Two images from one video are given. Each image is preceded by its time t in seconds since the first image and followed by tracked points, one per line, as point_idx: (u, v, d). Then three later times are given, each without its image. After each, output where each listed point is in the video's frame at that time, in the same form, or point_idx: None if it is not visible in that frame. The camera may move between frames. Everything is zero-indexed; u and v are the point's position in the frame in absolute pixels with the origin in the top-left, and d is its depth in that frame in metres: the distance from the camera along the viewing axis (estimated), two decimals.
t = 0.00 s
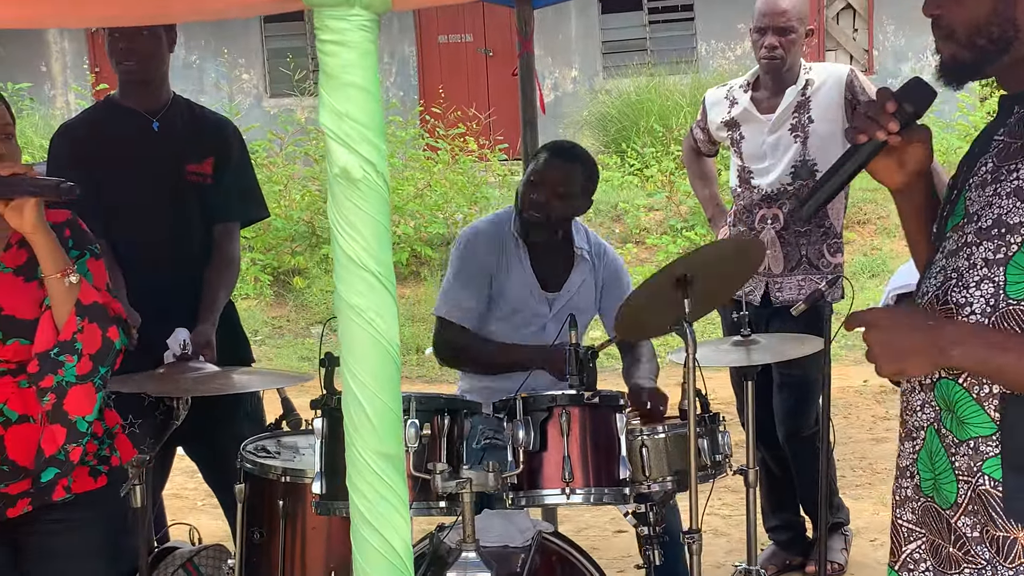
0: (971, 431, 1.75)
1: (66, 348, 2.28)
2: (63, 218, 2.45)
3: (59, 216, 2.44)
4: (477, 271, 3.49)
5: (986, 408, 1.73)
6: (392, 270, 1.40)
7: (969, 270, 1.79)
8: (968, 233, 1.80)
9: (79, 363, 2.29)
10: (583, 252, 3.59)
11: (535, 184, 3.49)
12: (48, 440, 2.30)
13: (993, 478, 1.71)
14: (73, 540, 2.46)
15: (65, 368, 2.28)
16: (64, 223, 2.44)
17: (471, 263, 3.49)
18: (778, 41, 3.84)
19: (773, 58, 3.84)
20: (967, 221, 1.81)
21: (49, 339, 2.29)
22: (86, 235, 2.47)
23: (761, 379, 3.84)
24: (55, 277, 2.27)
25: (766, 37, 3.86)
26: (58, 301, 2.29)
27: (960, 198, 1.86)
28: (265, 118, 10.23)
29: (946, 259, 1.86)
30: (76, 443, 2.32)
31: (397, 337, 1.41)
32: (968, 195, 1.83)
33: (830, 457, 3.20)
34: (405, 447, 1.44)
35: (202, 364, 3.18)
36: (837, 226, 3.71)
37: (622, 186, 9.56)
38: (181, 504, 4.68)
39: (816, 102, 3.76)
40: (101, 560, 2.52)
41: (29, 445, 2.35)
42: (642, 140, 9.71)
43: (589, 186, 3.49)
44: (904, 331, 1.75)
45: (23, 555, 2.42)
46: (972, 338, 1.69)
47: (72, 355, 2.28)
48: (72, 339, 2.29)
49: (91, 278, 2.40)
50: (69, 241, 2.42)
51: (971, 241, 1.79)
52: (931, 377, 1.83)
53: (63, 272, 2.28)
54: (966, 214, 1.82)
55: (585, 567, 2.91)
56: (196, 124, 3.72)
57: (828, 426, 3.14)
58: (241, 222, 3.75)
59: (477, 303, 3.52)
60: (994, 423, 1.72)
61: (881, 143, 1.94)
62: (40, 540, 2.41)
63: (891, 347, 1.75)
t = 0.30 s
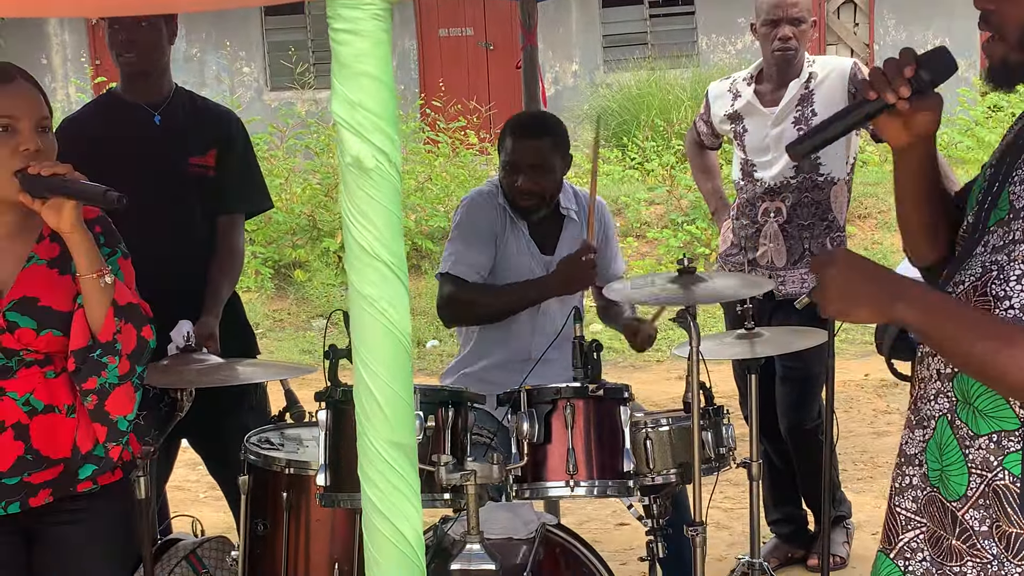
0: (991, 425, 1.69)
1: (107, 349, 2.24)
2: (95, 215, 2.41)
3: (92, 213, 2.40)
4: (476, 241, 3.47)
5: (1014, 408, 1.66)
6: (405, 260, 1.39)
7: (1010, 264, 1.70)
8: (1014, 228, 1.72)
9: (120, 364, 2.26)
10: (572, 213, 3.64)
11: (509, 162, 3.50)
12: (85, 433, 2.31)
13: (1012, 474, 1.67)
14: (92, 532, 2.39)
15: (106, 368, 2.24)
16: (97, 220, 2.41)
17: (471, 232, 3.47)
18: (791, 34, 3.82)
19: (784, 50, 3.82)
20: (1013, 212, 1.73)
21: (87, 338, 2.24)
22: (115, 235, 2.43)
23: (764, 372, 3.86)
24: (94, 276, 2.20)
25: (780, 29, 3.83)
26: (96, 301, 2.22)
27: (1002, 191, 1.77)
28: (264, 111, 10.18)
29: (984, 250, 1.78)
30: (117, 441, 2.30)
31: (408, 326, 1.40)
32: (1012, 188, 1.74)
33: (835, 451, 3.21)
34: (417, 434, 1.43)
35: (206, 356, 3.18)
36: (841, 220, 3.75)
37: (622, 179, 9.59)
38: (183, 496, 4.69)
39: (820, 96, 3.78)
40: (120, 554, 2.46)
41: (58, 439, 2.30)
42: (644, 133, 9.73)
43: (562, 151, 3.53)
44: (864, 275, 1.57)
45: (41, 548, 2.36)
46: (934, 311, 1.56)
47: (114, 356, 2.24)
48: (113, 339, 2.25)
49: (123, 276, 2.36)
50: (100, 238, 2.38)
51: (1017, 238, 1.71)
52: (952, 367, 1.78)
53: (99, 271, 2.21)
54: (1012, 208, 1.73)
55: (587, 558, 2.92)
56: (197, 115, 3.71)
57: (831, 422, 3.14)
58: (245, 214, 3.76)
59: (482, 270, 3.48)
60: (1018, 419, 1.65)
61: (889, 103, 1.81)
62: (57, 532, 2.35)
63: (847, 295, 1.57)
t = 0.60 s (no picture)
0: (985, 403, 1.58)
1: (104, 354, 2.27)
2: (111, 212, 2.47)
3: (108, 211, 2.46)
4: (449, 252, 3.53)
5: (1002, 383, 1.56)
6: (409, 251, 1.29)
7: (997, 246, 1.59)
8: (999, 206, 1.61)
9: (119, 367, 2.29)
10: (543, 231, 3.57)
11: (469, 172, 3.52)
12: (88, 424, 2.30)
13: (1005, 454, 1.55)
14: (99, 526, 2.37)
15: (106, 374, 2.28)
16: (111, 218, 2.45)
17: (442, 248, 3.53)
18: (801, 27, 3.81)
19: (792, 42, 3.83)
20: (1004, 189, 1.61)
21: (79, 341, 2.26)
22: (130, 234, 2.45)
23: (761, 365, 3.87)
24: (81, 276, 2.24)
25: (788, 21, 3.81)
26: (87, 303, 2.25)
27: (994, 164, 1.65)
28: (262, 104, 10.18)
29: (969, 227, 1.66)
30: (136, 438, 2.32)
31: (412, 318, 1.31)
32: (1002, 162, 1.63)
33: (832, 444, 3.22)
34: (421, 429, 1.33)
35: (205, 349, 3.17)
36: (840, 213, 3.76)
37: (620, 173, 9.69)
38: (181, 489, 4.69)
39: (819, 88, 3.78)
40: (126, 551, 2.44)
41: (55, 437, 2.28)
42: (640, 126, 9.85)
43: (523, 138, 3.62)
44: (840, 163, 1.43)
45: (49, 542, 2.35)
46: (908, 216, 1.39)
47: (110, 361, 2.27)
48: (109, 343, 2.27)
49: (129, 276, 2.40)
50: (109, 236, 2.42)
51: (1000, 217, 1.60)
52: (952, 345, 1.66)
53: (87, 271, 2.24)
54: (999, 185, 1.62)
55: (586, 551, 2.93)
56: (197, 108, 3.70)
57: (829, 415, 3.16)
58: (244, 207, 3.74)
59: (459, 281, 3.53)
60: (1009, 397, 1.55)
61: (907, 5, 1.68)
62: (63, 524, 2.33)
63: (822, 180, 1.42)
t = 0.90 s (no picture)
0: (991, 411, 1.58)
1: (38, 361, 2.26)
2: (101, 210, 2.43)
3: (97, 207, 2.43)
4: (430, 237, 3.64)
5: (1009, 394, 1.55)
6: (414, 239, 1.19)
7: (999, 255, 1.60)
8: (1008, 214, 1.60)
9: (52, 377, 2.26)
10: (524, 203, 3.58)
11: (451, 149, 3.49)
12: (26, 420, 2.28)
13: (1011, 461, 1.55)
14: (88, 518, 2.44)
15: (39, 380, 2.26)
16: (98, 216, 2.41)
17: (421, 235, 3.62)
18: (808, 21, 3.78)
19: (799, 36, 3.80)
20: (1010, 196, 1.61)
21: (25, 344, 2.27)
22: (118, 234, 2.42)
23: (760, 358, 3.89)
24: (19, 282, 2.22)
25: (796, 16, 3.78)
26: (31, 307, 2.25)
27: (1001, 169, 1.65)
28: (260, 96, 10.16)
29: (976, 233, 1.65)
30: (63, 450, 2.29)
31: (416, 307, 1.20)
32: (1013, 167, 1.61)
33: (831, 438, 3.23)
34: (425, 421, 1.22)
35: (204, 340, 3.17)
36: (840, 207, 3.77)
37: (617, 165, 9.73)
38: (179, 481, 4.70)
39: (820, 82, 3.78)
40: (113, 547, 2.50)
41: (18, 428, 2.29)
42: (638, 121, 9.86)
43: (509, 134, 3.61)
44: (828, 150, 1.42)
45: (32, 535, 2.42)
46: (886, 207, 1.37)
47: (44, 368, 2.26)
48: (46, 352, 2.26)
49: (96, 279, 2.37)
50: (88, 235, 2.38)
51: (1010, 225, 1.59)
52: (958, 351, 1.65)
53: (26, 277, 2.22)
54: (1009, 193, 1.61)
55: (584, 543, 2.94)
56: (198, 99, 3.70)
57: (827, 409, 3.17)
58: (243, 200, 3.73)
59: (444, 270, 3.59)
60: (1018, 408, 1.55)
61: (912, 5, 1.64)
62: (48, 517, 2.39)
63: (810, 166, 1.40)
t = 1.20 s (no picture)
0: (996, 406, 1.56)
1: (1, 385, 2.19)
2: (71, 202, 2.36)
3: (68, 199, 2.36)
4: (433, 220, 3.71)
5: (1011, 391, 1.54)
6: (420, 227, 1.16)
7: (998, 258, 1.57)
8: (1000, 214, 1.58)
9: (15, 402, 2.19)
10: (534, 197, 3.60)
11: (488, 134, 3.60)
12: None
13: (1019, 452, 1.54)
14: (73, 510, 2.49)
15: None
16: (67, 208, 2.34)
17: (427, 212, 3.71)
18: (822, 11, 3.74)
19: (813, 27, 3.75)
20: (1001, 196, 1.59)
21: None
22: (91, 225, 2.36)
23: (761, 350, 3.89)
24: None
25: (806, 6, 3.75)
26: None
27: (996, 167, 1.62)
28: (260, 85, 10.14)
29: (973, 233, 1.63)
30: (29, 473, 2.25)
31: (422, 296, 1.17)
32: (1007, 165, 1.58)
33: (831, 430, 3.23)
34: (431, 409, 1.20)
35: (205, 329, 3.17)
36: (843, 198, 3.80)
37: (618, 158, 9.76)
38: (179, 470, 4.69)
39: (824, 74, 3.77)
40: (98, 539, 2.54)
41: None
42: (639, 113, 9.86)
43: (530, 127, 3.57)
44: (813, 142, 1.35)
45: (22, 525, 2.47)
46: (872, 207, 1.33)
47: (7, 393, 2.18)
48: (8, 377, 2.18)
49: (71, 281, 2.28)
50: (57, 230, 2.31)
51: (1003, 227, 1.57)
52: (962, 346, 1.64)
53: None
54: (1001, 193, 1.58)
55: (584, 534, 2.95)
56: (200, 88, 3.68)
57: (828, 401, 3.17)
58: (245, 189, 3.73)
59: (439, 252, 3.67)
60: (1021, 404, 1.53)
61: None
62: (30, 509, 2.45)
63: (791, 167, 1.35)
